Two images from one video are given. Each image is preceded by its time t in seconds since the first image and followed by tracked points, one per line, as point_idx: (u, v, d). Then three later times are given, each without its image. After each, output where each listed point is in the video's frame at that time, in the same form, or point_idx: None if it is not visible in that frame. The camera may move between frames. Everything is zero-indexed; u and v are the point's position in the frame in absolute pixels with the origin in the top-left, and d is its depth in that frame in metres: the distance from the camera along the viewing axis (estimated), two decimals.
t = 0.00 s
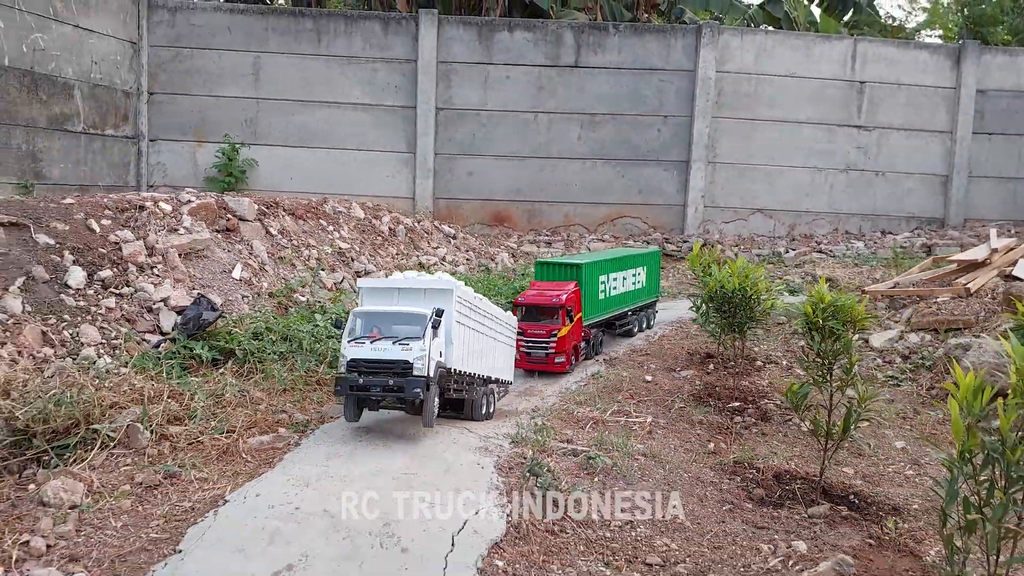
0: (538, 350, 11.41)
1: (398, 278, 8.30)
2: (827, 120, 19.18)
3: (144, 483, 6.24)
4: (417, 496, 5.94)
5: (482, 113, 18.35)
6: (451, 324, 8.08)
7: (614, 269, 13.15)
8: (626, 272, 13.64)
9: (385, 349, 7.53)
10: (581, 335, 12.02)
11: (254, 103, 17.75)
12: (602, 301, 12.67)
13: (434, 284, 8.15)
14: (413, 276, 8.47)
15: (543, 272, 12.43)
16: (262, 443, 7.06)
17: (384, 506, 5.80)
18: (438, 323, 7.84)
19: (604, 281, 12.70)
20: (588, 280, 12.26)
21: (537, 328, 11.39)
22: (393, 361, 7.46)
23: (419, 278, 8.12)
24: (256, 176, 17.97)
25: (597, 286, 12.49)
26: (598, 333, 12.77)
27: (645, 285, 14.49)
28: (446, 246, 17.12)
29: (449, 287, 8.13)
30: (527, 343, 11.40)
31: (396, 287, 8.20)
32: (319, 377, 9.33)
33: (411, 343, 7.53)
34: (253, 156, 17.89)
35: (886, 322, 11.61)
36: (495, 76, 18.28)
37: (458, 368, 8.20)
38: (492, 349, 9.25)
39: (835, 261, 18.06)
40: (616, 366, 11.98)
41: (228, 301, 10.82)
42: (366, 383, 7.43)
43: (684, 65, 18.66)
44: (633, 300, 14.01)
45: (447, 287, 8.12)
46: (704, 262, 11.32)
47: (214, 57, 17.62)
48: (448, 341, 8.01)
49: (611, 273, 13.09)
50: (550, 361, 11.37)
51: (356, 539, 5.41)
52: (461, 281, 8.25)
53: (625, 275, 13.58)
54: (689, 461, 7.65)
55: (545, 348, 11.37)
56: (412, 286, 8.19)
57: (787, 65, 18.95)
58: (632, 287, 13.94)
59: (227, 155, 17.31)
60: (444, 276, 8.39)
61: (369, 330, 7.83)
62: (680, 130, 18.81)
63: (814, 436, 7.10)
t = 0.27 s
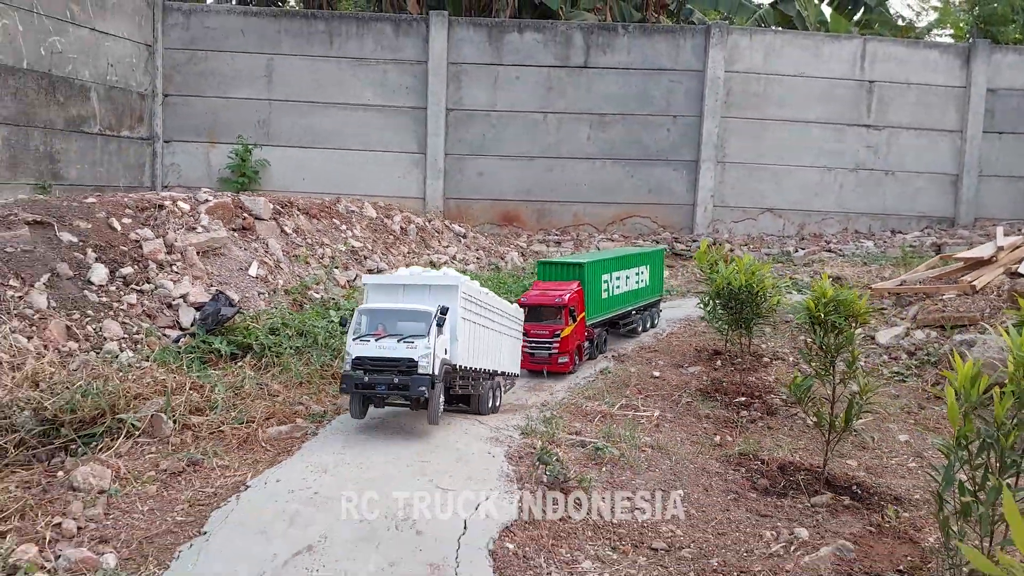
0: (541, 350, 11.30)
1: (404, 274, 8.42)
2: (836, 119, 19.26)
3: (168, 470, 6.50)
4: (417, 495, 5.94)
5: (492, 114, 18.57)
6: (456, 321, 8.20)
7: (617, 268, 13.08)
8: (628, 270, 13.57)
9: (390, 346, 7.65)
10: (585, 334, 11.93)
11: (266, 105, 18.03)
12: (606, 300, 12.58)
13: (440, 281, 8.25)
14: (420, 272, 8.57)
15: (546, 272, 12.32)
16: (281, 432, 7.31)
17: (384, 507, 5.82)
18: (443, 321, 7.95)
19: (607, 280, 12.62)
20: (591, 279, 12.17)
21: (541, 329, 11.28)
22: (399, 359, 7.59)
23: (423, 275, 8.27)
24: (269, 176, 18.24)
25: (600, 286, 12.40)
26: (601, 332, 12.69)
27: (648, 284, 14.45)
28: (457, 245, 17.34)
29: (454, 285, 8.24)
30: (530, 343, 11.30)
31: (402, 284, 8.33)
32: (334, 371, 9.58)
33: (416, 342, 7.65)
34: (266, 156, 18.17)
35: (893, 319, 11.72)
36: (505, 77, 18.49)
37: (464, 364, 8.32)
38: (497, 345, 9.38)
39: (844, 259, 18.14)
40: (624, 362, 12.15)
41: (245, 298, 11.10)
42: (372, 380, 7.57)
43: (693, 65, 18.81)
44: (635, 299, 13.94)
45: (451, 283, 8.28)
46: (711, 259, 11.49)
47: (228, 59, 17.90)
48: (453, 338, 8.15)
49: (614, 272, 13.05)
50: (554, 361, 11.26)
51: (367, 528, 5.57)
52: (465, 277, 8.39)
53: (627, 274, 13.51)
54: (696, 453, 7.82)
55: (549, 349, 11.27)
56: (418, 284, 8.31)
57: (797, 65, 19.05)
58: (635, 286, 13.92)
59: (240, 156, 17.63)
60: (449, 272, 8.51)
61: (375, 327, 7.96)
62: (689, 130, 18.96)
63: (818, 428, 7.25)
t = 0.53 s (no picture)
0: (547, 352, 11.13)
1: (408, 281, 7.96)
2: (848, 119, 19.24)
3: (190, 460, 6.69)
4: (416, 495, 5.93)
5: (504, 114, 18.70)
6: (462, 331, 7.76)
7: (625, 267, 12.94)
8: (637, 270, 13.44)
9: (394, 363, 7.18)
10: (591, 335, 11.78)
11: (281, 106, 18.25)
12: (613, 300, 12.45)
13: (446, 290, 7.80)
14: (425, 277, 8.09)
15: (552, 272, 12.22)
16: (298, 425, 7.47)
17: (384, 507, 5.82)
18: (449, 335, 7.45)
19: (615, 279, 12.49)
20: (598, 279, 12.04)
21: (546, 329, 11.12)
22: (402, 377, 7.13)
23: (429, 284, 7.81)
24: (284, 176, 18.45)
25: (608, 285, 12.26)
26: (608, 332, 12.59)
27: (657, 284, 14.33)
28: (470, 244, 17.47)
29: (460, 294, 7.79)
30: (536, 344, 11.13)
31: (407, 292, 7.91)
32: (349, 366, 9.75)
33: (420, 359, 7.16)
34: (281, 157, 18.38)
35: (905, 316, 11.73)
36: (517, 78, 18.62)
37: (471, 373, 7.94)
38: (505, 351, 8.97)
39: (857, 258, 18.11)
40: (635, 359, 12.25)
41: (262, 295, 11.30)
42: (374, 398, 7.15)
43: (705, 65, 18.86)
44: (643, 299, 13.81)
45: (458, 293, 7.80)
46: (722, 257, 11.60)
47: (243, 61, 18.14)
48: (459, 350, 7.73)
49: (622, 272, 12.90)
50: (560, 363, 11.08)
51: (381, 518, 5.69)
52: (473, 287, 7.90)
53: (636, 273, 13.38)
54: (705, 447, 7.92)
55: (555, 350, 11.10)
56: (422, 294, 7.90)
57: (809, 64, 19.05)
58: (643, 286, 13.79)
59: (256, 156, 17.86)
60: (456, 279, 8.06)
61: (378, 339, 7.46)
62: (702, 129, 19.00)
63: (825, 422, 7.33)
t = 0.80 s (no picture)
0: (551, 349, 10.94)
1: (417, 269, 7.97)
2: (861, 115, 19.19)
3: (207, 446, 6.85)
4: (416, 496, 5.83)
5: (515, 112, 18.81)
6: (470, 320, 7.76)
7: (630, 264, 12.78)
8: (641, 266, 13.30)
9: (402, 351, 7.17)
10: (596, 332, 11.58)
11: (295, 105, 18.44)
12: (618, 297, 12.31)
13: (455, 278, 7.81)
14: (433, 266, 8.11)
15: (556, 269, 12.05)
16: (313, 413, 7.62)
17: (384, 507, 5.74)
18: (457, 324, 7.45)
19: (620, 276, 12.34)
20: (603, 276, 11.86)
21: (550, 327, 10.93)
22: (410, 365, 7.11)
23: (438, 272, 7.82)
24: (298, 174, 18.64)
25: (613, 282, 12.10)
26: (613, 329, 12.42)
27: (662, 281, 14.20)
28: (481, 240, 17.60)
29: (468, 283, 7.79)
30: (539, 341, 10.94)
31: (415, 281, 7.92)
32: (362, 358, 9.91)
33: (428, 347, 7.14)
34: (295, 155, 18.56)
35: (915, 311, 11.74)
36: (528, 76, 18.72)
37: (478, 362, 7.93)
38: (512, 340, 8.97)
39: (869, 255, 18.08)
40: (645, 353, 12.33)
41: (277, 289, 11.48)
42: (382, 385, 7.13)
43: (716, 62, 18.88)
44: (649, 296, 13.68)
45: (466, 281, 7.81)
46: (730, 252, 11.68)
47: (257, 60, 18.35)
48: (467, 338, 7.72)
49: (628, 268, 12.74)
50: (564, 360, 10.88)
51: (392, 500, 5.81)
52: (481, 275, 7.90)
53: (640, 270, 13.25)
54: (713, 437, 8.00)
55: (558, 347, 10.90)
56: (430, 282, 7.91)
57: (821, 61, 19.02)
58: (648, 283, 13.64)
59: (270, 155, 18.00)
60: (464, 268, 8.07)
61: (385, 326, 7.46)
62: (713, 127, 19.02)
63: (832, 412, 7.40)
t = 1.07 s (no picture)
0: (555, 348, 10.65)
1: (423, 269, 7.60)
2: (875, 115, 19.13)
3: (224, 434, 7.00)
4: (417, 496, 5.75)
5: (529, 112, 18.92)
6: (478, 322, 7.40)
7: (636, 264, 12.54)
8: (648, 266, 13.03)
9: (408, 356, 6.81)
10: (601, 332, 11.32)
11: (310, 105, 18.64)
12: (622, 297, 12.07)
13: (463, 279, 7.43)
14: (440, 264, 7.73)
15: (561, 268, 11.83)
16: (328, 403, 7.75)
17: (384, 505, 5.68)
18: (465, 328, 7.07)
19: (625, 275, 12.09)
20: (608, 275, 11.62)
21: (554, 325, 10.65)
22: (417, 372, 6.76)
23: (445, 272, 7.44)
24: (314, 174, 18.82)
25: (618, 281, 11.85)
26: (619, 329, 12.17)
27: (670, 281, 13.93)
28: (494, 238, 17.71)
29: (477, 284, 7.41)
30: (543, 340, 10.65)
31: (420, 281, 7.54)
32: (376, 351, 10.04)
33: (436, 352, 6.78)
34: (310, 155, 18.74)
35: (927, 308, 11.72)
36: (542, 76, 18.82)
37: (485, 364, 7.59)
38: (520, 336, 8.69)
39: (883, 254, 18.02)
40: (656, 348, 12.39)
41: (292, 284, 11.65)
42: (388, 392, 6.78)
43: (730, 61, 18.89)
44: (655, 296, 13.42)
45: (475, 282, 7.45)
46: (742, 248, 11.74)
47: (272, 62, 18.57)
48: (475, 341, 7.36)
49: (633, 268, 12.49)
50: (569, 360, 10.59)
51: (407, 483, 5.95)
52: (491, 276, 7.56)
53: (647, 269, 12.98)
54: (723, 428, 8.06)
55: (563, 346, 10.62)
56: (436, 282, 7.53)
57: (835, 60, 18.97)
58: (655, 283, 13.39)
59: (286, 156, 18.06)
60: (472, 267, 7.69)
61: (391, 329, 7.09)
62: (727, 126, 19.03)
63: (842, 404, 7.44)
